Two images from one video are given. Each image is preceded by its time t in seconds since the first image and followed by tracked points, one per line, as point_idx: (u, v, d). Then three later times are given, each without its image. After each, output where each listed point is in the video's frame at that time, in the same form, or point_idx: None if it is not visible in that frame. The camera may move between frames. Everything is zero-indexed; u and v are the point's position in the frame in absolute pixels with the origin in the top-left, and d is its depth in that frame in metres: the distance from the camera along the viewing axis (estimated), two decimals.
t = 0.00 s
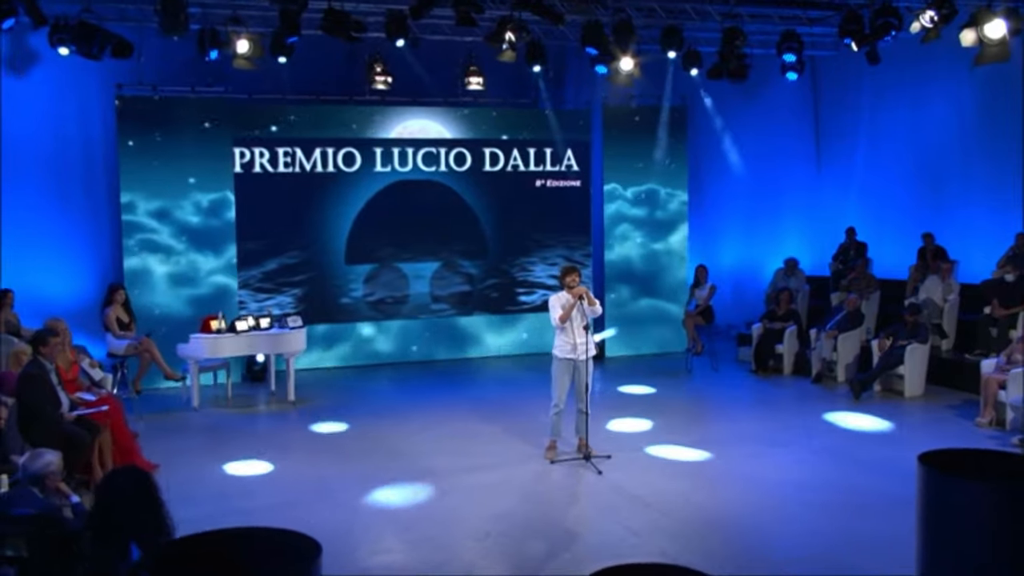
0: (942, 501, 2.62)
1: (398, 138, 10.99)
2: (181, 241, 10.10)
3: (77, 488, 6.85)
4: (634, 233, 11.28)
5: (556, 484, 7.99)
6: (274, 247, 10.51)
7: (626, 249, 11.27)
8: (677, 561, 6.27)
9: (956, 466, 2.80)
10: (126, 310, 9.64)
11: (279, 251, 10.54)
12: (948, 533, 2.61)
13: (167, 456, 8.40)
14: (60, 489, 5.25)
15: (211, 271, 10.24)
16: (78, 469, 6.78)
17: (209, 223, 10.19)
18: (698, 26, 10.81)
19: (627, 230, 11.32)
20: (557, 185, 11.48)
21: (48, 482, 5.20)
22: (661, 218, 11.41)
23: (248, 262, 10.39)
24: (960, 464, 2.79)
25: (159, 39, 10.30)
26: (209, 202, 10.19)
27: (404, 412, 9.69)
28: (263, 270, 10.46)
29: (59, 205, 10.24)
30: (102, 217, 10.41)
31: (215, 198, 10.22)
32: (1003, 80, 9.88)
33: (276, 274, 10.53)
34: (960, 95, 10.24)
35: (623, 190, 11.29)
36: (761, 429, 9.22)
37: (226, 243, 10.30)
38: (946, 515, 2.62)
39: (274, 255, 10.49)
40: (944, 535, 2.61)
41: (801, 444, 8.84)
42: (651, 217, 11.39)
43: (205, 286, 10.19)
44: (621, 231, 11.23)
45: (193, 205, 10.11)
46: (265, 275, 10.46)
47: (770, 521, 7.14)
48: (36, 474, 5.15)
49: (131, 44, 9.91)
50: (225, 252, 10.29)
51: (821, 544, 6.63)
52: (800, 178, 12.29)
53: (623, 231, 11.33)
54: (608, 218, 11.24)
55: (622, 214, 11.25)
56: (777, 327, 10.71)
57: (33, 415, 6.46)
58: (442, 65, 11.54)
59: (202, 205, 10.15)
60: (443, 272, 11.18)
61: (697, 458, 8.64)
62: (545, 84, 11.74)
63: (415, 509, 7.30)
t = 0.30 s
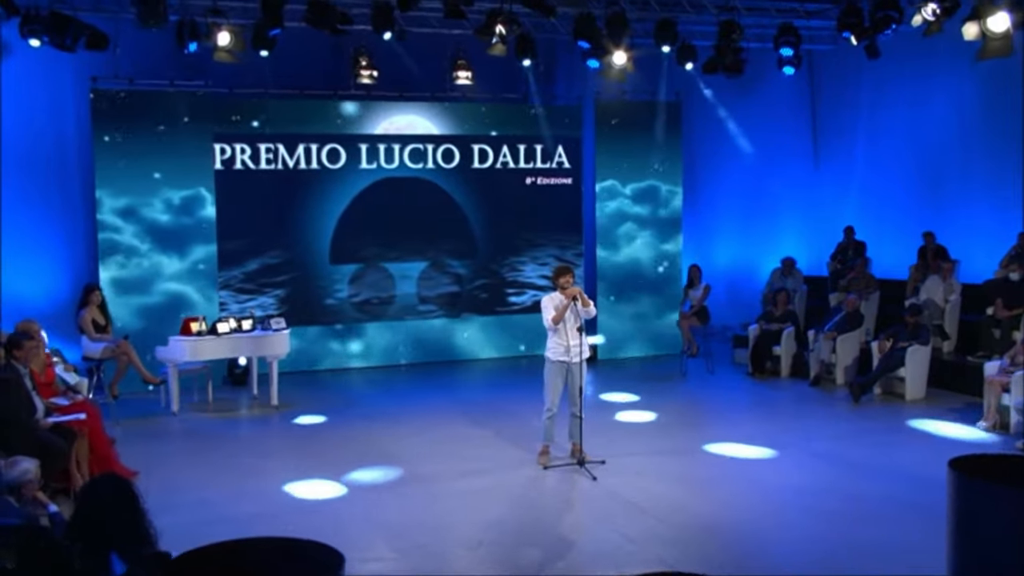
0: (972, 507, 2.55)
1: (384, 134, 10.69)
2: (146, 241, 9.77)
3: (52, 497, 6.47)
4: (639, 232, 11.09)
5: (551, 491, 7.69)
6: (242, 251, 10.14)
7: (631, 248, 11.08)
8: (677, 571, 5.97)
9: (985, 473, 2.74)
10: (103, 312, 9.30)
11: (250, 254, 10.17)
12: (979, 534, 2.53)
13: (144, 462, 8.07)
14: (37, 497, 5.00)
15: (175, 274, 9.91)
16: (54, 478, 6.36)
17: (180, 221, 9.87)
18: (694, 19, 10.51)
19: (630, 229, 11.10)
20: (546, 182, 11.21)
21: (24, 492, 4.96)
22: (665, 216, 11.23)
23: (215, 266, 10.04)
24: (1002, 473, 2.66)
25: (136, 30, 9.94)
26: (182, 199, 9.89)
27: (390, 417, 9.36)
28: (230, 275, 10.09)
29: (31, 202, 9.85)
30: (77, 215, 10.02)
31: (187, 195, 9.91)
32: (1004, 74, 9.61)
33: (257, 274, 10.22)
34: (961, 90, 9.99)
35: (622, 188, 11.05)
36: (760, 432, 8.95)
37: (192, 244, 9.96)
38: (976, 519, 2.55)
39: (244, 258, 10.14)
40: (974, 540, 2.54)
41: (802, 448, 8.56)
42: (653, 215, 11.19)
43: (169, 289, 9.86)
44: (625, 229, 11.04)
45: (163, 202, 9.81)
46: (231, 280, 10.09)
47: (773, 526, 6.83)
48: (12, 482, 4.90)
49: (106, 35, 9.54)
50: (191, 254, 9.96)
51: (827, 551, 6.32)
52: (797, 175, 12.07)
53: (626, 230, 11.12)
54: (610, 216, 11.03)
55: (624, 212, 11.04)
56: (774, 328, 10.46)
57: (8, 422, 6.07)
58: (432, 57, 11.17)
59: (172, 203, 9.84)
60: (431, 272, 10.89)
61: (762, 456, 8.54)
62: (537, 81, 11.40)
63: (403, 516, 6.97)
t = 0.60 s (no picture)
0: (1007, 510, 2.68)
1: (375, 130, 10.44)
2: (115, 241, 9.39)
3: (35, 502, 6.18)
4: (647, 232, 10.86)
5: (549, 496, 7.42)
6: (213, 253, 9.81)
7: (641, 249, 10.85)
8: None
9: (1016, 474, 2.79)
10: (85, 313, 9.01)
11: (224, 256, 9.86)
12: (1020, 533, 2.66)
13: (127, 468, 7.77)
14: (21, 506, 4.75)
15: (139, 277, 9.53)
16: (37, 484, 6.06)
17: (156, 219, 9.55)
18: (693, 13, 10.26)
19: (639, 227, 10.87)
20: (541, 180, 10.96)
21: (4, 498, 4.68)
22: (670, 214, 10.97)
23: (185, 269, 9.69)
24: (1022, 471, 2.81)
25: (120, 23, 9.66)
26: (159, 196, 9.56)
27: (380, 420, 9.08)
28: (199, 279, 9.77)
29: (9, 200, 9.53)
30: (57, 213, 9.71)
31: (165, 192, 9.58)
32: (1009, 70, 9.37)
33: (244, 274, 9.96)
34: (966, 86, 9.76)
35: (624, 184, 10.82)
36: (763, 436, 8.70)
37: (161, 245, 9.60)
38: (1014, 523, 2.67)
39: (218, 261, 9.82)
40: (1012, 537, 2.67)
41: (807, 451, 8.32)
42: (660, 213, 10.95)
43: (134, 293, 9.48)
44: (633, 229, 10.81)
45: (140, 200, 9.47)
46: (201, 284, 9.78)
47: (777, 531, 6.58)
48: None
49: (88, 28, 9.25)
50: (159, 255, 9.60)
51: (834, 557, 6.07)
52: (797, 172, 11.87)
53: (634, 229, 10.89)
54: (616, 215, 10.81)
55: (628, 209, 10.81)
56: (773, 329, 10.24)
57: None
58: (423, 52, 10.99)
59: (150, 200, 9.51)
60: (422, 272, 10.63)
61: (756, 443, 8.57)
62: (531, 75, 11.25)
63: (395, 522, 6.70)
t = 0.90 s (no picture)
0: None
1: (361, 127, 10.17)
2: (74, 241, 8.99)
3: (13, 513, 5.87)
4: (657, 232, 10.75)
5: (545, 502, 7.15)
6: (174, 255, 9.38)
7: (650, 250, 10.72)
8: None
9: None
10: (62, 315, 8.67)
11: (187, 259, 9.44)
12: None
13: (105, 475, 7.45)
14: None
15: (95, 282, 9.09)
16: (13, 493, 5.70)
17: (124, 218, 9.16)
18: (687, 7, 10.00)
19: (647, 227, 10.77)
20: (532, 178, 10.70)
21: None
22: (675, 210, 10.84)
23: (145, 273, 9.27)
24: None
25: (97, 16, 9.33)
26: (128, 193, 9.19)
27: (366, 425, 8.79)
28: (159, 284, 9.32)
29: None
30: (32, 212, 9.36)
31: (135, 189, 9.21)
32: (1011, 66, 9.15)
33: (226, 275, 9.65)
34: (968, 83, 9.55)
35: (625, 181, 10.65)
36: (764, 440, 8.45)
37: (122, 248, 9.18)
38: None
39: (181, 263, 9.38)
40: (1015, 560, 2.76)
41: (809, 455, 8.07)
42: (665, 211, 10.80)
43: (88, 298, 9.03)
44: (640, 228, 10.68)
45: (109, 196, 9.11)
46: (160, 290, 9.33)
47: (779, 539, 6.30)
48: None
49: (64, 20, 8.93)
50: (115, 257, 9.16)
51: (840, 565, 5.80)
52: (794, 169, 11.66)
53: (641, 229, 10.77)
54: (621, 214, 10.66)
55: (632, 207, 10.66)
56: (771, 331, 10.00)
57: None
58: (411, 46, 10.68)
59: (118, 197, 9.14)
60: (410, 273, 10.36)
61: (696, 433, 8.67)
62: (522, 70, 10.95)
63: (383, 530, 6.39)
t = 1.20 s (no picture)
0: None
1: (352, 123, 9.96)
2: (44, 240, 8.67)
3: None
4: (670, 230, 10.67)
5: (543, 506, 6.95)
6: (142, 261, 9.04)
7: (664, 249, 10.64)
8: None
9: None
10: (45, 316, 8.42)
11: (156, 265, 9.10)
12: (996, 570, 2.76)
13: (89, 480, 7.22)
14: None
15: (57, 286, 8.75)
16: None
17: (99, 216, 8.87)
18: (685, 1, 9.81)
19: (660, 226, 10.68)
20: (527, 176, 10.50)
21: None
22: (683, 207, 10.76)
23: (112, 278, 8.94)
24: None
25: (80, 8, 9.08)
26: (105, 190, 8.91)
27: (358, 428, 8.58)
28: (124, 291, 8.98)
29: None
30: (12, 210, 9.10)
31: (111, 186, 8.93)
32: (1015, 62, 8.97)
33: (214, 275, 9.46)
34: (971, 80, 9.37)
35: (629, 178, 10.55)
36: (765, 442, 8.26)
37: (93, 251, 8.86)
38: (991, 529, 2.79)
39: (149, 268, 9.03)
40: None
41: (812, 458, 7.88)
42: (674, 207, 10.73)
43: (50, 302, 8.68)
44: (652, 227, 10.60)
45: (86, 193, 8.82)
46: (130, 295, 9.00)
47: (784, 544, 6.11)
48: None
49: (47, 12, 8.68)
50: (78, 259, 8.83)
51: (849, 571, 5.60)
52: (793, 166, 11.49)
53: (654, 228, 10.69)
54: (630, 212, 10.57)
55: (640, 205, 10.58)
56: (771, 332, 9.82)
57: None
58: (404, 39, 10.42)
59: (93, 195, 8.85)
60: (403, 273, 10.16)
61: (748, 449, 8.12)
62: (516, 65, 10.77)
63: (376, 536, 6.18)
